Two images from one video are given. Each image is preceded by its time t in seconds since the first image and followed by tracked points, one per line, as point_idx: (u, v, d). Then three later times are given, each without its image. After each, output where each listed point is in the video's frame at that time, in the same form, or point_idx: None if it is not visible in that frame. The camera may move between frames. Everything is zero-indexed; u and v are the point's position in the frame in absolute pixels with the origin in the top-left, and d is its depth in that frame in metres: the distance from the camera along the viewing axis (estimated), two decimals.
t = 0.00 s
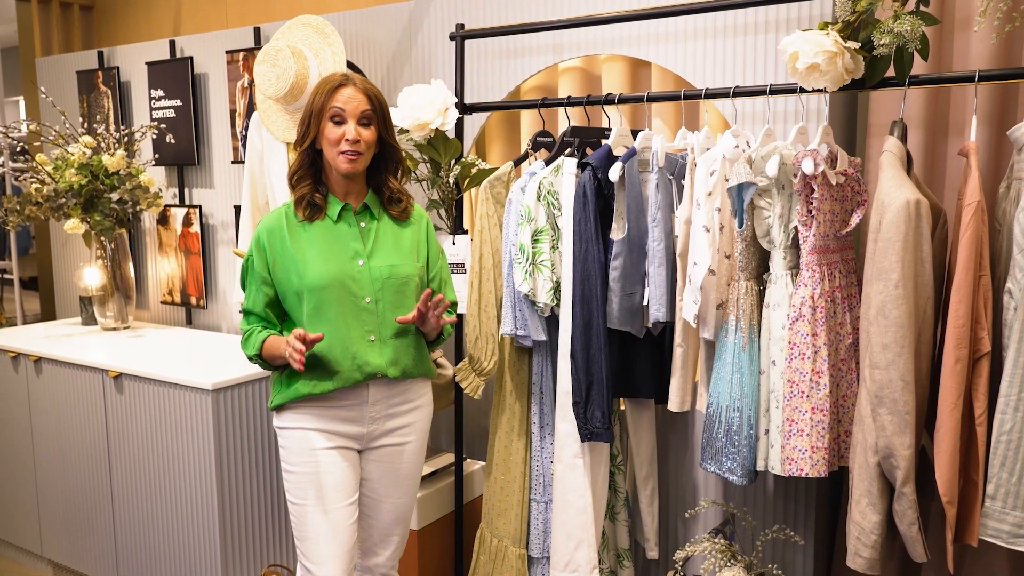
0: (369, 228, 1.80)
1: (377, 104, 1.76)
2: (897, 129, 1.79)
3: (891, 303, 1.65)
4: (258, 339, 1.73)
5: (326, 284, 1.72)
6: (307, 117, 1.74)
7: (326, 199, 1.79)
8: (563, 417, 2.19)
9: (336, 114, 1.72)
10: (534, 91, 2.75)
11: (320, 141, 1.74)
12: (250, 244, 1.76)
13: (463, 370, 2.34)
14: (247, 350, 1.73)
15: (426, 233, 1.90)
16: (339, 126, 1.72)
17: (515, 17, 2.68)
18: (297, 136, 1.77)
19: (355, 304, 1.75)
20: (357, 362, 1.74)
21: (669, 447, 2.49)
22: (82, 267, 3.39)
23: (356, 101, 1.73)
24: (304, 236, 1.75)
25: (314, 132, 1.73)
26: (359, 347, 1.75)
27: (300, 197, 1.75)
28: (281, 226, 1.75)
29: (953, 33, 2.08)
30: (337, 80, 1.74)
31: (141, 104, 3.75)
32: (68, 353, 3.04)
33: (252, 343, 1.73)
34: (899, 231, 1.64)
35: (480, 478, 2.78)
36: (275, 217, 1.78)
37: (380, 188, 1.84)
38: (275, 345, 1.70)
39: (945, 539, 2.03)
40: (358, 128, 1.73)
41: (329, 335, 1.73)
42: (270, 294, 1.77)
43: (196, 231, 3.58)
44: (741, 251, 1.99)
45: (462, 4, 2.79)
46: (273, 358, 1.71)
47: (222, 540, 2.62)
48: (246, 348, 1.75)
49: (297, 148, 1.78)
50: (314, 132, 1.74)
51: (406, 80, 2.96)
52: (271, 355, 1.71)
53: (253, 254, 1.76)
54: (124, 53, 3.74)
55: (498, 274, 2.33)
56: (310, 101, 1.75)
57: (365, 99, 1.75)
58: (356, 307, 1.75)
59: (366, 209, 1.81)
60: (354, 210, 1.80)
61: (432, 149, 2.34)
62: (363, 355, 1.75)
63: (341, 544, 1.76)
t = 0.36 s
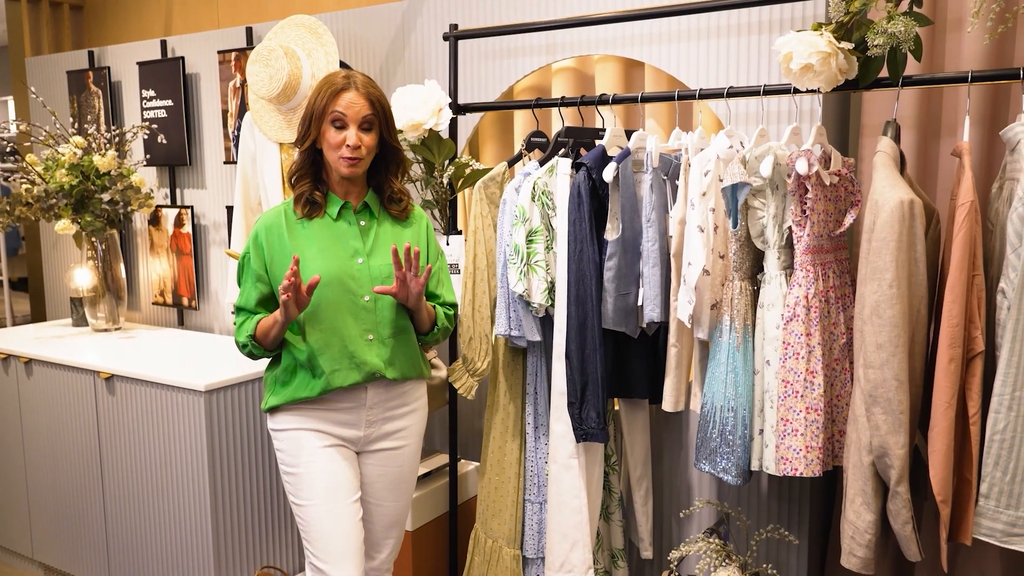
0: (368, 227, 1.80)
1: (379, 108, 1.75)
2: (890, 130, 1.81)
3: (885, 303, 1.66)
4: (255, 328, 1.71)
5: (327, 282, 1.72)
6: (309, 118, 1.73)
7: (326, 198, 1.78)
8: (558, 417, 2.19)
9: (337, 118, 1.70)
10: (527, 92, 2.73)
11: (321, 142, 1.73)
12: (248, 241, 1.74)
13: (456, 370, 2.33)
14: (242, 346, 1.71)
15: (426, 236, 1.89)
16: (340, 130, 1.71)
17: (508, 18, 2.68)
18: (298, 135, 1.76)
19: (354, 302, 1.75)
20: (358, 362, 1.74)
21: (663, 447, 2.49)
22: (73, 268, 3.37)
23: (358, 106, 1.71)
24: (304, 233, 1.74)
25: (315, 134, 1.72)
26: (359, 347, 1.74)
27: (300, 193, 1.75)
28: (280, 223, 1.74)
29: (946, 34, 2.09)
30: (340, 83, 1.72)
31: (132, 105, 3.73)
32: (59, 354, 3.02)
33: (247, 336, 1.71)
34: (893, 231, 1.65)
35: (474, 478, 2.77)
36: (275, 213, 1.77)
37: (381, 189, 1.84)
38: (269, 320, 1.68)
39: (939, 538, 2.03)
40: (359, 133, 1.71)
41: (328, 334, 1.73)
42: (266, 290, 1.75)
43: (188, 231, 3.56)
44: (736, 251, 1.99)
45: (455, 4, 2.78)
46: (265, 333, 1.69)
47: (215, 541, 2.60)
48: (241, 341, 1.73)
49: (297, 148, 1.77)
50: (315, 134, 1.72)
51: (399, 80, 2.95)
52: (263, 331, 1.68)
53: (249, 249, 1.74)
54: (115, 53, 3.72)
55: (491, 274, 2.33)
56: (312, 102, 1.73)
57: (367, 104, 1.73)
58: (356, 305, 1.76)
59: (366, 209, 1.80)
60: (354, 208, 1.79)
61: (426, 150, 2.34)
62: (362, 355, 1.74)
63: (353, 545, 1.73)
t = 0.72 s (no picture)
0: (360, 222, 1.78)
1: (359, 95, 1.75)
2: (886, 129, 1.80)
3: (882, 301, 1.66)
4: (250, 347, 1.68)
5: (327, 281, 1.68)
6: (287, 112, 1.71)
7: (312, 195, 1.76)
8: (553, 416, 2.18)
9: (318, 107, 1.70)
10: (521, 91, 2.74)
11: (303, 135, 1.72)
12: (234, 246, 1.70)
13: (451, 368, 2.32)
14: (239, 361, 1.67)
15: (415, 229, 1.90)
16: (321, 120, 1.70)
17: (503, 16, 2.68)
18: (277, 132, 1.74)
19: (356, 299, 1.72)
20: (365, 359, 1.72)
21: (658, 447, 2.49)
22: (64, 268, 3.34)
23: (338, 93, 1.71)
24: (296, 234, 1.71)
25: (295, 127, 1.70)
26: (365, 344, 1.73)
27: (283, 193, 1.73)
28: (268, 224, 1.70)
29: (940, 33, 2.09)
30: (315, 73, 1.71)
31: (123, 104, 3.71)
32: (51, 354, 3.00)
33: (241, 353, 1.68)
34: (890, 230, 1.65)
35: (470, 478, 2.77)
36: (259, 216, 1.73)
37: (367, 183, 1.84)
38: (269, 355, 1.66)
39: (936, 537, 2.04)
40: (342, 120, 1.71)
41: (331, 333, 1.70)
42: (257, 297, 1.72)
43: (180, 231, 3.54)
44: (732, 250, 1.98)
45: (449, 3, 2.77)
46: (264, 370, 1.67)
47: (209, 542, 2.59)
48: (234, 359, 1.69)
49: (277, 145, 1.76)
50: (295, 127, 1.71)
51: (393, 79, 2.95)
52: (263, 367, 1.66)
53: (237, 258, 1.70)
54: (106, 52, 3.70)
55: (486, 273, 2.33)
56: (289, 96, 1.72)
57: (347, 91, 1.73)
58: (358, 301, 1.73)
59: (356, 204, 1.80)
60: (344, 205, 1.78)
61: (421, 148, 2.33)
62: (369, 351, 1.73)
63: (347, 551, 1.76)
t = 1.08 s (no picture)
0: (356, 225, 1.78)
1: (353, 94, 1.74)
2: (884, 129, 1.80)
3: (881, 301, 1.66)
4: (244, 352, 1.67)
5: (323, 287, 1.67)
6: (279, 113, 1.70)
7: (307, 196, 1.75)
8: (551, 417, 2.18)
9: (311, 107, 1.68)
10: (517, 91, 2.75)
11: (296, 135, 1.71)
12: (227, 249, 1.69)
13: (449, 370, 2.30)
14: (233, 367, 1.66)
15: (410, 232, 1.90)
16: (314, 120, 1.69)
17: (499, 16, 2.67)
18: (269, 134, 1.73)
19: (353, 305, 1.72)
20: (362, 367, 1.72)
21: (656, 447, 2.49)
22: (58, 268, 3.33)
23: (331, 92, 1.69)
24: (290, 238, 1.70)
25: (287, 128, 1.69)
26: (363, 353, 1.73)
27: (276, 194, 1.71)
28: (261, 227, 1.69)
29: (937, 33, 2.10)
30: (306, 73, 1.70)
31: (118, 103, 3.69)
32: (45, 355, 2.98)
33: (236, 357, 1.66)
34: (889, 230, 1.65)
35: (467, 478, 2.77)
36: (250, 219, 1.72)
37: (362, 184, 1.83)
38: (269, 359, 1.65)
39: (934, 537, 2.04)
40: (335, 120, 1.69)
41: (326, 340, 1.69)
42: (249, 301, 1.71)
43: (175, 231, 3.53)
44: (731, 250, 1.98)
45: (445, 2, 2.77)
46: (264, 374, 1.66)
47: (205, 543, 2.58)
48: (227, 365, 1.68)
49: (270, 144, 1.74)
50: (288, 126, 1.70)
51: (390, 79, 2.94)
52: (263, 370, 1.65)
53: (229, 262, 1.69)
54: (100, 51, 3.68)
55: (484, 273, 2.32)
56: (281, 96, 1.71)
57: (340, 90, 1.71)
58: (355, 307, 1.72)
59: (350, 205, 1.80)
60: (339, 207, 1.77)
61: (418, 149, 2.32)
62: (367, 359, 1.73)
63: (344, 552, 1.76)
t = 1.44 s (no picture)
0: (354, 228, 1.76)
1: (356, 93, 1.72)
2: (885, 128, 1.80)
3: (883, 301, 1.66)
4: (241, 352, 1.66)
5: (317, 293, 1.66)
6: (281, 109, 1.69)
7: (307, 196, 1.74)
8: (550, 417, 2.17)
9: (312, 105, 1.67)
10: (515, 91, 2.73)
11: (297, 133, 1.69)
12: (223, 248, 1.69)
13: (450, 370, 2.30)
14: (230, 367, 1.65)
15: (412, 235, 1.88)
16: (316, 119, 1.67)
17: (498, 15, 2.66)
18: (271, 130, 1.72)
19: (347, 312, 1.71)
20: (354, 377, 1.71)
21: (655, 447, 2.48)
22: (53, 269, 3.31)
23: (333, 91, 1.68)
24: (286, 241, 1.69)
25: (289, 125, 1.68)
26: (356, 362, 1.71)
27: (276, 193, 1.70)
28: (258, 228, 1.68)
29: (936, 33, 2.10)
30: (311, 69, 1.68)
31: (113, 103, 3.67)
32: (41, 356, 2.96)
33: (235, 357, 1.65)
34: (890, 228, 1.65)
35: (466, 479, 2.76)
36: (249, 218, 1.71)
37: (364, 184, 1.82)
38: (268, 359, 1.64)
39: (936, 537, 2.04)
40: (337, 120, 1.68)
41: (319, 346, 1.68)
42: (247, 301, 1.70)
43: (171, 231, 3.52)
44: (731, 249, 1.98)
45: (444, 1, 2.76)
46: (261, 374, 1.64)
47: (202, 544, 2.57)
48: (224, 364, 1.67)
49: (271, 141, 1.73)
50: (289, 124, 1.69)
51: (388, 78, 2.93)
52: (262, 369, 1.64)
53: (226, 261, 1.68)
54: (96, 50, 3.66)
55: (484, 273, 2.31)
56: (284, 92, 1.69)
57: (343, 88, 1.69)
58: (349, 314, 1.71)
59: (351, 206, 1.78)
60: (339, 208, 1.76)
61: (417, 148, 2.32)
62: (360, 368, 1.71)
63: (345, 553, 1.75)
